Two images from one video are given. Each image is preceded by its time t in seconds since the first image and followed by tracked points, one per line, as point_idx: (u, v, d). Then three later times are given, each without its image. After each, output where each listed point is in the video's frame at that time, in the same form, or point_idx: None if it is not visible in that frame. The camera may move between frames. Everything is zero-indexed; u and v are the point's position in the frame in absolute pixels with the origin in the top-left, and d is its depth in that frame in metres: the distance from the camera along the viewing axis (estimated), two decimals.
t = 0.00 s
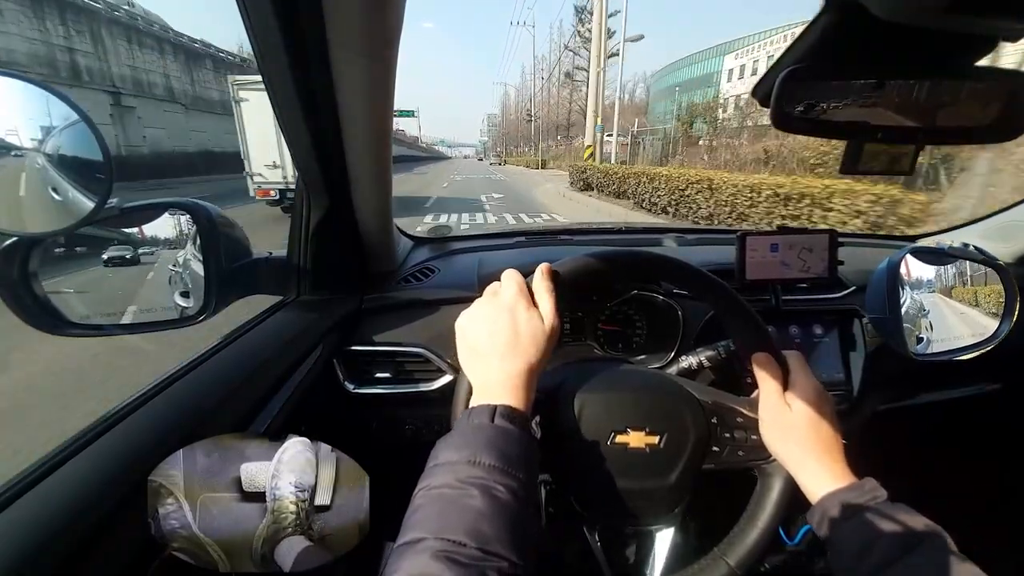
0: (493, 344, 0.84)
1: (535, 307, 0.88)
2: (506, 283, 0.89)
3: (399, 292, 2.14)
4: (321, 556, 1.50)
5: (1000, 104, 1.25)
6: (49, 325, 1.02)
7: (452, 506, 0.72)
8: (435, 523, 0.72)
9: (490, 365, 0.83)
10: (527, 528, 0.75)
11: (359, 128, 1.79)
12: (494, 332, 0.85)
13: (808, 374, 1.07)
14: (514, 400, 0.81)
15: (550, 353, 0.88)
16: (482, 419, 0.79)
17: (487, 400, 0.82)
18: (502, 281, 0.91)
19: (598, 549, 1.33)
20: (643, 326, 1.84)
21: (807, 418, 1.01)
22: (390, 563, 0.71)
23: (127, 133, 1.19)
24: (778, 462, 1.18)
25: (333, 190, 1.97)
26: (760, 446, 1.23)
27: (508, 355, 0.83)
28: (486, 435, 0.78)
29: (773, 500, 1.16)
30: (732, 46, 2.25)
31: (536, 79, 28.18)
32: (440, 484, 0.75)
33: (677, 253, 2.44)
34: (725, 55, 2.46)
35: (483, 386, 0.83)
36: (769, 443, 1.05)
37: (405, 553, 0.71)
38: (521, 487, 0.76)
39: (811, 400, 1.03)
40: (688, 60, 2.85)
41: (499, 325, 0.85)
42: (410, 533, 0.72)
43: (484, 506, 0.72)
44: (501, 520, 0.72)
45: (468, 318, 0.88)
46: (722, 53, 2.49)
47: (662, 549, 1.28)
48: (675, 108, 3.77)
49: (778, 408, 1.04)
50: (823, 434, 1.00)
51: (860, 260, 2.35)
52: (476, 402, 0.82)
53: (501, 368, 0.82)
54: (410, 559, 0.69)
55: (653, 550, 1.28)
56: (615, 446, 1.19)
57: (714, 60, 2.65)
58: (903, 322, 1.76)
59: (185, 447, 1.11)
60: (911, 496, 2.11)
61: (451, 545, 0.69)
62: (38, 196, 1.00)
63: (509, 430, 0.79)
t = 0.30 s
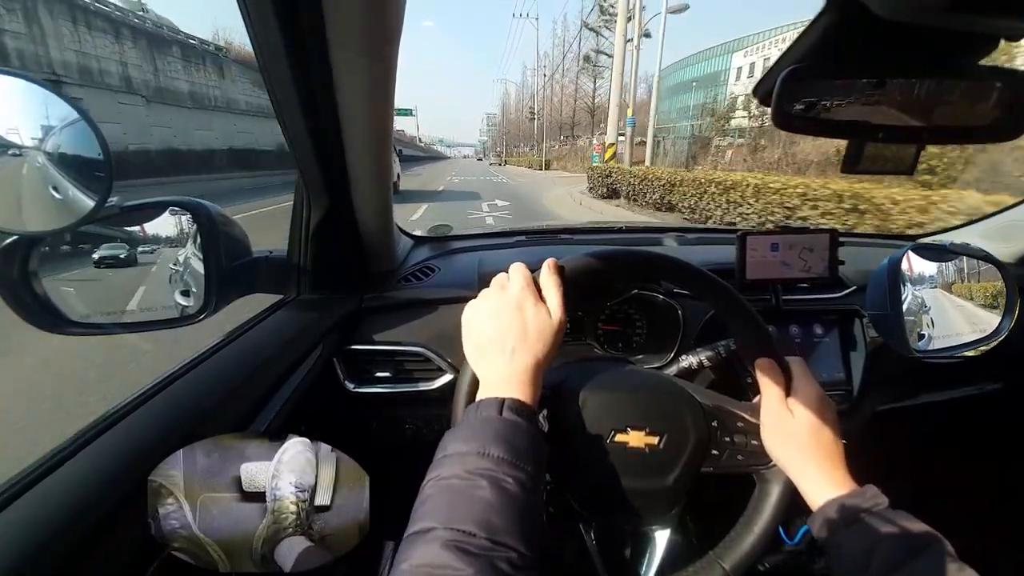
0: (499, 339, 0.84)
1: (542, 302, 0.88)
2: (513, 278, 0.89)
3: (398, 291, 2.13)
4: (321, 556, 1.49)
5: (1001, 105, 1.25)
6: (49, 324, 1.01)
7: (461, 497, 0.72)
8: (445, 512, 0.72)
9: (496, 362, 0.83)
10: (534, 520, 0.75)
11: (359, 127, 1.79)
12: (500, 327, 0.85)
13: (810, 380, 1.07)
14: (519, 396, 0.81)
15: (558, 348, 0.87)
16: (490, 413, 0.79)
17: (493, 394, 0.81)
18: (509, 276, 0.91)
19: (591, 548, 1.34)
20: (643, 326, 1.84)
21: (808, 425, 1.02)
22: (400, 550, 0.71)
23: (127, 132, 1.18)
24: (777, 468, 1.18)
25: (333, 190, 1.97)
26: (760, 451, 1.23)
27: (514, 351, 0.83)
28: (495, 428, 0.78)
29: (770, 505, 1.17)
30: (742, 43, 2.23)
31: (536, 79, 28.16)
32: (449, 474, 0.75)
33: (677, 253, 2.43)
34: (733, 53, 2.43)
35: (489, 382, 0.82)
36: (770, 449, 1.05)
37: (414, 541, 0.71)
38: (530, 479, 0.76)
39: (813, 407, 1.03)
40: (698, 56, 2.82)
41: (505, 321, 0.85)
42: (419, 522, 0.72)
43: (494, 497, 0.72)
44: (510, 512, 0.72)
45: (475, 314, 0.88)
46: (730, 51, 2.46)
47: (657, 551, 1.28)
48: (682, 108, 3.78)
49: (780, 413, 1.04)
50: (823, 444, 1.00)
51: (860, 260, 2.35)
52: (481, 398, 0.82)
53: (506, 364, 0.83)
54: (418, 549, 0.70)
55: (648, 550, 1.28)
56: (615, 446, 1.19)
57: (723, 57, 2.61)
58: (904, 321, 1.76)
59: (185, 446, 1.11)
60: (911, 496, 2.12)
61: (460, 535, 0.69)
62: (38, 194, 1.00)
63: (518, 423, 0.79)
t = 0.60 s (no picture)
0: (501, 334, 0.85)
1: (544, 296, 0.89)
2: (514, 275, 0.90)
3: (398, 291, 2.13)
4: (321, 556, 1.49)
5: (999, 106, 1.25)
6: (50, 323, 1.01)
7: (462, 494, 0.73)
8: (445, 508, 0.72)
9: (499, 357, 0.84)
10: (536, 515, 0.76)
11: (359, 128, 1.79)
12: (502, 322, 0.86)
13: (810, 383, 1.08)
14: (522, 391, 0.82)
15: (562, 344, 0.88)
16: (492, 408, 0.79)
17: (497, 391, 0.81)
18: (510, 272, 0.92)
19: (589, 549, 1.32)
20: (643, 326, 1.84)
21: (809, 426, 1.02)
22: (401, 546, 0.73)
23: (127, 131, 1.18)
24: (777, 470, 1.19)
25: (333, 190, 1.97)
26: (760, 454, 1.24)
27: (517, 345, 0.84)
28: (496, 424, 0.78)
29: (769, 506, 1.17)
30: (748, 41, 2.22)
31: (536, 79, 28.16)
32: (450, 470, 0.75)
33: (677, 253, 2.44)
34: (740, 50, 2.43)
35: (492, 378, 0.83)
36: (770, 452, 1.05)
37: (415, 537, 0.72)
38: (531, 475, 0.77)
39: (813, 407, 1.04)
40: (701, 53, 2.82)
41: (507, 316, 0.86)
42: (421, 517, 0.73)
43: (495, 493, 0.73)
44: (511, 507, 0.73)
45: (476, 309, 0.89)
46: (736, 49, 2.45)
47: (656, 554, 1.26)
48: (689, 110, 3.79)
49: (781, 415, 1.04)
50: (824, 444, 1.00)
51: (859, 260, 2.35)
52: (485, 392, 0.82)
53: (509, 358, 0.83)
54: (419, 546, 0.71)
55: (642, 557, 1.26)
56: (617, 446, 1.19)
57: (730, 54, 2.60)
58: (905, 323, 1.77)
59: (185, 446, 1.11)
60: (911, 496, 2.11)
61: (461, 531, 0.70)
62: (38, 195, 1.00)
63: (520, 418, 0.79)
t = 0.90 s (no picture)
0: (517, 316, 0.84)
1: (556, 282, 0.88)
2: (525, 262, 0.90)
3: (399, 291, 2.13)
4: (321, 556, 1.49)
5: (998, 106, 1.25)
6: (50, 323, 1.01)
7: (481, 475, 0.72)
8: (463, 489, 0.72)
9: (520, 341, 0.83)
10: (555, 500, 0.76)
11: (359, 128, 1.79)
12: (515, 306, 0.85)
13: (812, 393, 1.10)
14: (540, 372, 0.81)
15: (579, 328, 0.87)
16: (512, 390, 0.78)
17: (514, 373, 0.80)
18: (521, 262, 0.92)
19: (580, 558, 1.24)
20: (643, 326, 1.83)
21: (809, 438, 1.05)
22: (418, 524, 0.73)
23: (129, 131, 1.18)
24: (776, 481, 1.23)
25: (333, 190, 1.97)
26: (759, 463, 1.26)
27: (533, 327, 0.83)
28: (516, 406, 0.77)
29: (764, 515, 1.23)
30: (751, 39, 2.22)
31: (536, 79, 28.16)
32: (468, 451, 0.75)
33: (677, 253, 2.44)
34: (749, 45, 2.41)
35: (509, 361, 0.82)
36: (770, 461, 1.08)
37: (432, 517, 0.72)
38: (551, 459, 0.76)
39: (814, 419, 1.06)
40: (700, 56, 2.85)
41: (520, 300, 0.85)
42: (438, 496, 0.73)
43: (514, 476, 0.72)
44: (530, 491, 0.73)
45: (489, 298, 0.89)
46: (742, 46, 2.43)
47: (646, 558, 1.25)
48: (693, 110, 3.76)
49: (783, 427, 1.06)
50: (824, 455, 1.03)
51: (859, 260, 2.36)
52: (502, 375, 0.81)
53: (526, 340, 0.82)
54: (436, 527, 0.71)
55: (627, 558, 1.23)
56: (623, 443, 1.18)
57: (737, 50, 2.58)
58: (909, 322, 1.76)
59: (185, 446, 1.11)
60: (911, 496, 2.11)
61: (478, 513, 0.70)
62: (38, 195, 1.01)
63: (540, 402, 0.78)
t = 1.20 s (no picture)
0: (551, 297, 0.84)
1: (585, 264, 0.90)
2: (552, 245, 0.91)
3: (399, 291, 2.13)
4: (322, 556, 1.49)
5: (1001, 106, 1.25)
6: (50, 323, 1.01)
7: (520, 454, 0.74)
8: (501, 466, 0.74)
9: (554, 322, 0.83)
10: (590, 479, 0.78)
11: (360, 127, 1.78)
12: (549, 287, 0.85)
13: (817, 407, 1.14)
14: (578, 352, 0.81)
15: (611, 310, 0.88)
16: (549, 370, 0.79)
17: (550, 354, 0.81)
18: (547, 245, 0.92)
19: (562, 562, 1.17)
20: (642, 328, 1.83)
21: (813, 454, 1.08)
22: (456, 496, 0.75)
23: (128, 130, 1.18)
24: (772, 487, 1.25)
25: (333, 190, 1.97)
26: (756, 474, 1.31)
27: (569, 308, 0.83)
28: (555, 387, 0.77)
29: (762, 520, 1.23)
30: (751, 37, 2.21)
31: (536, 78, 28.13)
32: (506, 429, 0.76)
33: (677, 253, 2.44)
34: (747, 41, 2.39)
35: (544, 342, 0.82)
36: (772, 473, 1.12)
37: (471, 491, 0.74)
38: (587, 440, 0.77)
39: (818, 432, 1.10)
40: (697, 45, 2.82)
41: (555, 281, 0.85)
42: (476, 471, 0.75)
43: (551, 456, 0.74)
44: (568, 470, 0.74)
45: (518, 282, 0.88)
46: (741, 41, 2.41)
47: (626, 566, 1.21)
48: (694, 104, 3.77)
49: (786, 442, 1.10)
50: (826, 471, 1.07)
51: (859, 259, 2.36)
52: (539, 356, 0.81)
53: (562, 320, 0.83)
54: (474, 502, 0.73)
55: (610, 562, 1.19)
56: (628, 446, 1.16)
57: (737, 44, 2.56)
58: (916, 325, 1.75)
59: (185, 447, 1.11)
60: (910, 495, 2.12)
61: (517, 490, 0.72)
62: (36, 194, 1.01)
63: (576, 383, 0.78)
